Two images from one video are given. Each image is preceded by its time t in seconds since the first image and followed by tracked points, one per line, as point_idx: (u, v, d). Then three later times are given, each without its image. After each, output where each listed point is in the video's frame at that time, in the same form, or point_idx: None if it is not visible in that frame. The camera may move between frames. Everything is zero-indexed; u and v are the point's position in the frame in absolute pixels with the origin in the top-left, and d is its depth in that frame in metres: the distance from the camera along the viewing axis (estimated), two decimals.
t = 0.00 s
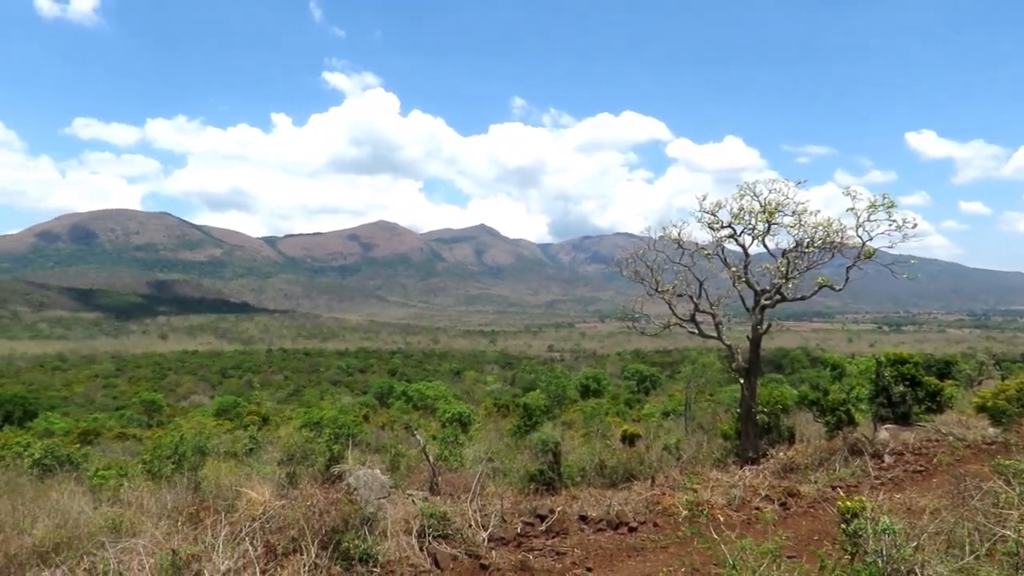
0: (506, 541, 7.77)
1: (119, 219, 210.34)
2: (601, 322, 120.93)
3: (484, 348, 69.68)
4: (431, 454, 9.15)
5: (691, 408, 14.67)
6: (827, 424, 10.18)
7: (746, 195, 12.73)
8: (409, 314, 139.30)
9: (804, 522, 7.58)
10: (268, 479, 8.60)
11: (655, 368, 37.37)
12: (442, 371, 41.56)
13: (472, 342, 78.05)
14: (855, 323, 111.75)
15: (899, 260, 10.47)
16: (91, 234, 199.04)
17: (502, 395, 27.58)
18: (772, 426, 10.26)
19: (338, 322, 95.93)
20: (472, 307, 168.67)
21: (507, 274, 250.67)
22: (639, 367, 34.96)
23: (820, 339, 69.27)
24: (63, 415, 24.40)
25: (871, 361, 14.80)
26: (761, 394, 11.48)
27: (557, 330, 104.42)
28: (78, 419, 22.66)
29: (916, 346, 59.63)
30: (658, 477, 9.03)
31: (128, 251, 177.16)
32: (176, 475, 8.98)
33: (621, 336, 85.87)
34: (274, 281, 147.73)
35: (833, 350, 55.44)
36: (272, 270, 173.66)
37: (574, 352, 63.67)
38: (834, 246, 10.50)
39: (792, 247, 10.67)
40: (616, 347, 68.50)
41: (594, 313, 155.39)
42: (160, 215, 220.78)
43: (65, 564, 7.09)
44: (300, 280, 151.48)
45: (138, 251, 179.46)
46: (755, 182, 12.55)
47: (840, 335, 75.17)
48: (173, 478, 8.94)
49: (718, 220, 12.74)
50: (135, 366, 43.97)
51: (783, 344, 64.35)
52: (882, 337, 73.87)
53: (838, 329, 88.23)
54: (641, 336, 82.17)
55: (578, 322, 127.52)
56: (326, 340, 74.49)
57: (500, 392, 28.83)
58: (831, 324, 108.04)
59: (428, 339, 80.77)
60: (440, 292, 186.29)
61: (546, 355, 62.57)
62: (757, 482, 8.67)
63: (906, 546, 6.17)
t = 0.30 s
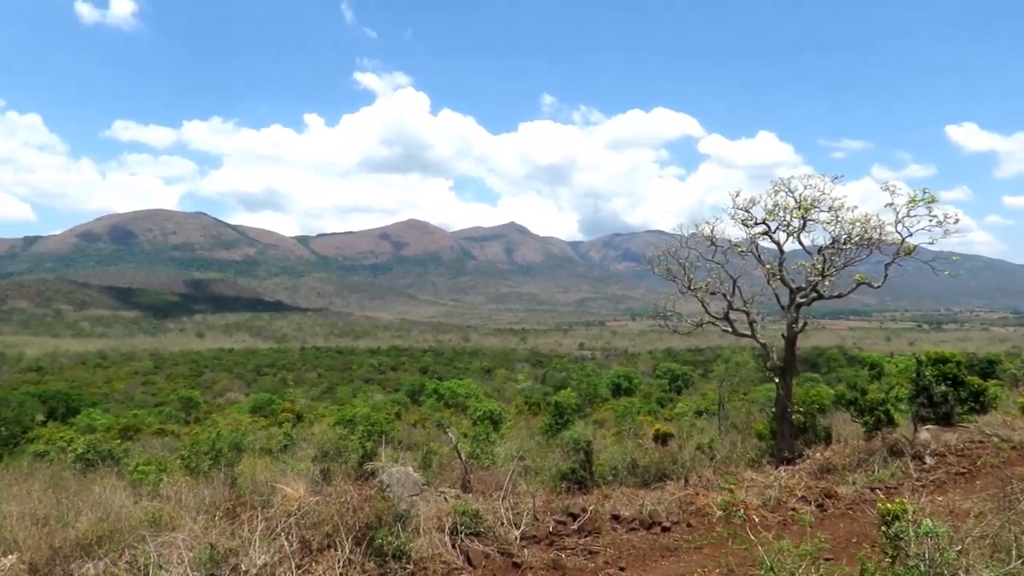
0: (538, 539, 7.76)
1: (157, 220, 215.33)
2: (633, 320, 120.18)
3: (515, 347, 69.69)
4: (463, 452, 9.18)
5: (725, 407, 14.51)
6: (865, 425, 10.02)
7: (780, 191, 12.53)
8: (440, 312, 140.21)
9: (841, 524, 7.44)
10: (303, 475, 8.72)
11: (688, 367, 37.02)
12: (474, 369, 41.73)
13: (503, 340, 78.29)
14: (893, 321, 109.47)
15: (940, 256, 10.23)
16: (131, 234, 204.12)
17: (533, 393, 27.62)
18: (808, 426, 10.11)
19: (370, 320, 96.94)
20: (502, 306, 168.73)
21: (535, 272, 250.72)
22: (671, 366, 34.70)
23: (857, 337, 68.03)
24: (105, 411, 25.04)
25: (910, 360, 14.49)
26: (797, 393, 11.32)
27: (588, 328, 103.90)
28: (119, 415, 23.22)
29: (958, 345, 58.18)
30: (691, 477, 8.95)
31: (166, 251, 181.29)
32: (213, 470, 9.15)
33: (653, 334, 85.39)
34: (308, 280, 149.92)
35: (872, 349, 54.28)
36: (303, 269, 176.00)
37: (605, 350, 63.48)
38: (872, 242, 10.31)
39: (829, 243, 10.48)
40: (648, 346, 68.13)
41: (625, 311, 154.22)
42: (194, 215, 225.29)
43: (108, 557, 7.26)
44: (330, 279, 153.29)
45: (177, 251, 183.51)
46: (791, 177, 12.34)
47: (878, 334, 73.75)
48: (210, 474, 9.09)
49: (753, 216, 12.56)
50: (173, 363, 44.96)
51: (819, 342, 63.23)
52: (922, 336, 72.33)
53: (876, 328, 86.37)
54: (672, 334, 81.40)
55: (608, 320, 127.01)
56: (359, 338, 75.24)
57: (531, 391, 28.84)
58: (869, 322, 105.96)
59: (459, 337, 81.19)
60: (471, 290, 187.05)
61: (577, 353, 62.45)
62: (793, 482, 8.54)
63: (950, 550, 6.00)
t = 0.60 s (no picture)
0: (569, 537, 7.77)
1: (193, 219, 219.78)
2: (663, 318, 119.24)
3: (544, 345, 69.66)
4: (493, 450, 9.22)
5: (758, 406, 14.36)
6: (903, 425, 9.85)
7: (816, 186, 12.34)
8: (472, 309, 140.85)
9: (879, 525, 7.32)
10: (336, 471, 8.83)
11: (720, 365, 36.70)
12: (504, 367, 41.80)
13: (533, 338, 78.37)
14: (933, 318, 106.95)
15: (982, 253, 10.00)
16: (166, 233, 208.56)
17: (564, 391, 27.62)
18: (843, 425, 9.96)
19: (400, 318, 97.72)
20: (530, 303, 168.83)
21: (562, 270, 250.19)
22: (703, 364, 34.38)
23: (895, 336, 66.65)
24: (145, 408, 25.60)
25: (950, 359, 14.18)
26: (832, 391, 11.17)
27: (618, 326, 103.37)
28: (159, 412, 23.73)
29: (1002, 343, 56.67)
30: (723, 476, 8.87)
31: (200, 250, 184.82)
32: (249, 466, 9.30)
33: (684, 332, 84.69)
34: (339, 278, 151.78)
35: (909, 347, 53.30)
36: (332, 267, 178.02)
37: (636, 348, 63.12)
38: (910, 238, 10.11)
39: (865, 240, 10.31)
40: (679, 343, 67.57)
41: (654, 309, 153.16)
42: (225, 215, 229.26)
43: (149, 551, 7.41)
44: (361, 277, 154.96)
45: (211, 249, 187.11)
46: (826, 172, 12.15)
47: (917, 332, 72.17)
48: (246, 469, 9.26)
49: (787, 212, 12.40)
50: (209, 360, 45.86)
51: (854, 340, 62.14)
52: (963, 334, 70.58)
53: (915, 326, 84.52)
54: (703, 332, 80.66)
55: (639, 318, 126.14)
56: (391, 336, 75.87)
57: (561, 389, 28.82)
58: (907, 320, 103.78)
59: (488, 335, 81.44)
60: (501, 288, 187.64)
61: (607, 350, 62.21)
62: (829, 482, 8.43)
63: (993, 552, 5.87)
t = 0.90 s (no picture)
0: (600, 536, 7.74)
1: (228, 217, 223.88)
2: (695, 317, 118.11)
3: (573, 343, 69.55)
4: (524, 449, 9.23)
5: (792, 406, 14.19)
6: (944, 427, 9.66)
7: (853, 183, 12.10)
8: (503, 308, 141.21)
9: (918, 530, 7.16)
10: (368, 467, 8.90)
11: (753, 365, 36.27)
12: (533, 365, 41.83)
13: (563, 336, 78.31)
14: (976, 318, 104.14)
15: None
16: (201, 233, 213.29)
17: (594, 389, 27.59)
18: (881, 427, 9.79)
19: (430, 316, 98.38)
20: (558, 302, 168.57)
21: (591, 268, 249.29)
22: (735, 363, 34.02)
23: (935, 336, 65.12)
24: (180, 403, 26.15)
25: (993, 360, 13.85)
26: (869, 391, 10.99)
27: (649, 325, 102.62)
28: (195, 407, 24.26)
29: None
30: (757, 477, 8.77)
31: (234, 248, 188.21)
32: (282, 461, 9.45)
33: (716, 331, 83.79)
34: (370, 277, 153.46)
35: (950, 347, 52.03)
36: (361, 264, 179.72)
37: (667, 347, 62.64)
38: (951, 236, 9.89)
39: (904, 238, 10.12)
40: (711, 343, 66.92)
41: (684, 308, 151.65)
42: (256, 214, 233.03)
43: (186, 543, 7.47)
44: (392, 275, 156.42)
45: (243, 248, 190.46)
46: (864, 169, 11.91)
47: (959, 331, 70.42)
48: (279, 464, 9.41)
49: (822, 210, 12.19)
50: (243, 357, 46.75)
51: (893, 340, 60.90)
52: (1008, 334, 68.61)
53: (957, 326, 82.36)
54: (736, 330, 79.71)
55: (671, 317, 125.07)
56: (422, 334, 76.42)
57: (591, 387, 28.79)
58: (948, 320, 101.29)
59: (519, 333, 81.53)
60: (532, 286, 187.96)
61: (638, 350, 61.90)
62: (865, 485, 8.28)
63: None
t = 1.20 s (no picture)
0: (633, 536, 7.73)
1: (264, 216, 228.19)
2: (729, 316, 116.71)
3: (604, 342, 69.27)
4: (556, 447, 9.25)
5: (828, 408, 13.98)
6: (987, 431, 9.46)
7: (893, 180, 11.84)
8: (535, 306, 141.33)
9: (960, 535, 7.00)
10: (400, 464, 8.99)
11: (788, 365, 35.77)
12: (564, 364, 41.89)
13: (594, 335, 78.09)
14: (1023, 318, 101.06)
15: None
16: (237, 231, 217.64)
17: (626, 389, 27.54)
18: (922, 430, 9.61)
19: (461, 314, 98.88)
20: (589, 300, 167.98)
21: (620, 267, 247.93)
22: (770, 364, 33.58)
23: (978, 337, 63.44)
24: (217, 399, 26.69)
25: None
26: (908, 392, 10.78)
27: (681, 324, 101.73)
28: (231, 402, 24.78)
29: None
30: (793, 478, 8.68)
31: (268, 246, 191.50)
32: (317, 457, 9.61)
33: (751, 331, 82.73)
34: (402, 275, 155.06)
35: (993, 350, 50.72)
36: (392, 262, 181.18)
37: (700, 347, 62.07)
38: (996, 235, 9.65)
39: (946, 236, 9.89)
40: (746, 343, 66.11)
41: (716, 308, 149.91)
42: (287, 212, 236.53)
43: (224, 535, 7.55)
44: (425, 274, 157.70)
45: (275, 245, 193.46)
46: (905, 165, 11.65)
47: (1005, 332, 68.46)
48: (314, 460, 9.56)
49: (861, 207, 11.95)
50: (279, 353, 47.65)
51: (935, 341, 59.46)
52: None
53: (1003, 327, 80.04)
54: (770, 329, 78.64)
55: (704, 316, 123.81)
56: (454, 332, 76.85)
57: (622, 387, 28.73)
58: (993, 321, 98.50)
59: (550, 331, 81.50)
60: (563, 285, 187.90)
61: (670, 349, 61.47)
62: (905, 489, 8.12)
63: None
